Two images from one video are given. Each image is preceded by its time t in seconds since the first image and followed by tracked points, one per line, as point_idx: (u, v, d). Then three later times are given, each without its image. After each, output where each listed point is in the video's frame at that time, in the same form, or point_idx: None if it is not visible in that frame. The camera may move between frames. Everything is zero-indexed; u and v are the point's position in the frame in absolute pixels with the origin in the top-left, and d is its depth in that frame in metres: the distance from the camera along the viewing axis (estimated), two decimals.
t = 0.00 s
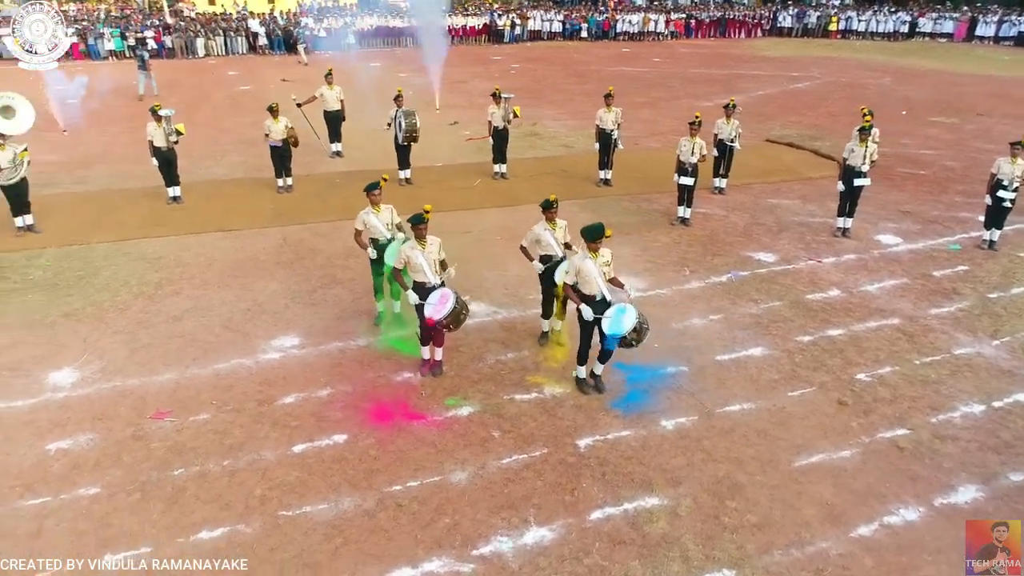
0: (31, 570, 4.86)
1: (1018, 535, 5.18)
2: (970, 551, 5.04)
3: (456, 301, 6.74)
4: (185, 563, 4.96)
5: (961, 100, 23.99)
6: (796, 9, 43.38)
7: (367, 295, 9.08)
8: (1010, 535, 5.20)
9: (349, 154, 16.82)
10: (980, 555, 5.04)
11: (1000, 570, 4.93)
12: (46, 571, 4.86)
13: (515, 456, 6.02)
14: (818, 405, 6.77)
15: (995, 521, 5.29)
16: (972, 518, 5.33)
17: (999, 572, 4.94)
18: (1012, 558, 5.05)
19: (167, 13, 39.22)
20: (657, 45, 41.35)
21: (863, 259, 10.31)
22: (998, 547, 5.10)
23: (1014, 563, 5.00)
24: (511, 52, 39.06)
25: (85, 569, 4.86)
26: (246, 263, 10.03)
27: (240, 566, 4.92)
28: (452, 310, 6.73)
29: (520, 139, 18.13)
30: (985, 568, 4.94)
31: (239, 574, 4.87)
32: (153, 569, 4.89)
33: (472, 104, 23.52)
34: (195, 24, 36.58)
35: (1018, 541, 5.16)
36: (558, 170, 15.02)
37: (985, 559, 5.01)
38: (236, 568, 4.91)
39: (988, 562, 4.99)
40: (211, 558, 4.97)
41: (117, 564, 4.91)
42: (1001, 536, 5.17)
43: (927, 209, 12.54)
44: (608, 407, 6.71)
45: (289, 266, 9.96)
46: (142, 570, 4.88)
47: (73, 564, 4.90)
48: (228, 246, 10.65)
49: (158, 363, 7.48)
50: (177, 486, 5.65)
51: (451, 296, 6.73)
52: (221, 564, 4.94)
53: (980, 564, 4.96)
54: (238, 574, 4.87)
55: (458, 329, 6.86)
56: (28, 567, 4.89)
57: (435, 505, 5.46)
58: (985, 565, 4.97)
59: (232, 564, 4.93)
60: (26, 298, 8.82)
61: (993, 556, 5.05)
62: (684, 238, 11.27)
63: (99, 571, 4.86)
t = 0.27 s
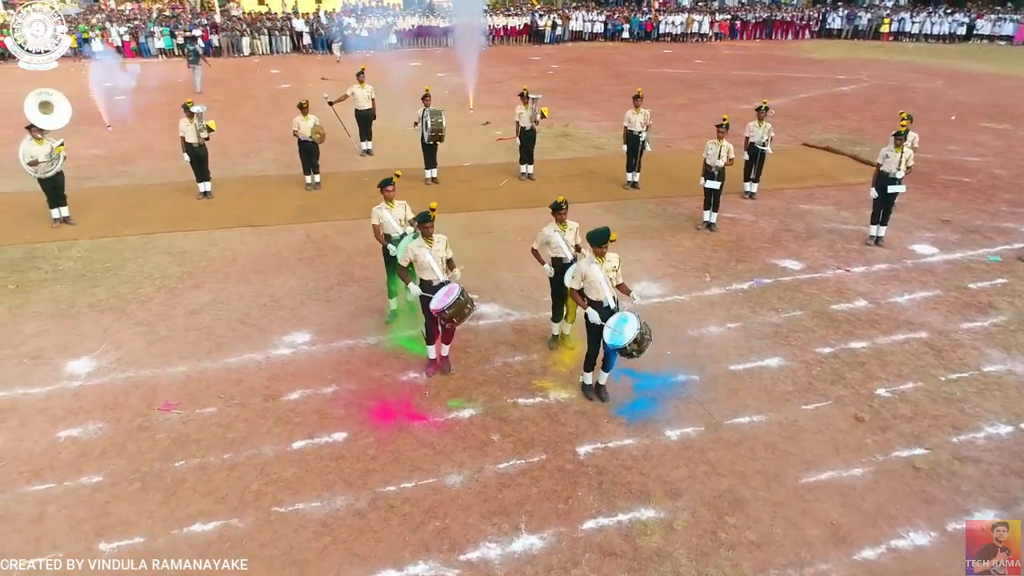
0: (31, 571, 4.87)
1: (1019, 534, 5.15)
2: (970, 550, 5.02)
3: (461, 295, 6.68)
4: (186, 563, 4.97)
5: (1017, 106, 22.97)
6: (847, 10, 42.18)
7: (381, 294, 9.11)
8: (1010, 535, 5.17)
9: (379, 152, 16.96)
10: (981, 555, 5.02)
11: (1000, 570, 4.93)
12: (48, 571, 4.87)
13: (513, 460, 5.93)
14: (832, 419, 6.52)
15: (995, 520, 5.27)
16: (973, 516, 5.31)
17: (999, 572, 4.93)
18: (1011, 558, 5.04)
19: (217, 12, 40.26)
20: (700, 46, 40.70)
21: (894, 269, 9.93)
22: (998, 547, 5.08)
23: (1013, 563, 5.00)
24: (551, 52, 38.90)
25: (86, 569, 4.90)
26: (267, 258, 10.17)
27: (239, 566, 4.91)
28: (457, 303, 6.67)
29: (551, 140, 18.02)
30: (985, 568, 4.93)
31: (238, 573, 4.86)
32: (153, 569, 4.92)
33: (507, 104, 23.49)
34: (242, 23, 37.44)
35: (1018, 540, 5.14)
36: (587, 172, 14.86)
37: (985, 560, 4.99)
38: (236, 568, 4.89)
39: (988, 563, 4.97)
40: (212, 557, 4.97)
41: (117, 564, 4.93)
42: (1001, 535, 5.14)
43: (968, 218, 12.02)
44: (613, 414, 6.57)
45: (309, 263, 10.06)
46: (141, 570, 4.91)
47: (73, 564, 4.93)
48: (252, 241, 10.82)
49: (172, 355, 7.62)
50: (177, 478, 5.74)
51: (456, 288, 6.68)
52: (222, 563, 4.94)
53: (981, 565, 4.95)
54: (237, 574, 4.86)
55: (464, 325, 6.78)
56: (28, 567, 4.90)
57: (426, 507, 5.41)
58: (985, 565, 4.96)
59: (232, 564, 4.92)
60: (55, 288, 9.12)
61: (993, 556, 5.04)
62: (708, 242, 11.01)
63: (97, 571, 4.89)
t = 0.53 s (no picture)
0: (31, 571, 4.89)
1: (1018, 535, 5.19)
2: (971, 550, 5.04)
3: (451, 306, 6.68)
4: (187, 563, 4.99)
5: None
6: (876, 11, 41.37)
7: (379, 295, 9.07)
8: (1010, 535, 5.21)
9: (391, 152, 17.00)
10: (981, 554, 5.04)
11: (1000, 570, 4.97)
12: (46, 571, 4.90)
13: (496, 468, 5.85)
14: (828, 433, 6.32)
15: (995, 521, 5.30)
16: (974, 517, 5.33)
17: (998, 572, 4.97)
18: (1011, 558, 5.07)
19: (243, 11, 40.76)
20: (724, 47, 40.20)
21: (905, 277, 9.66)
22: (998, 548, 5.11)
23: (1013, 563, 5.04)
24: (572, 53, 38.71)
25: (85, 569, 4.92)
26: (270, 258, 10.20)
27: (240, 566, 4.93)
28: (446, 314, 6.68)
29: (564, 141, 17.89)
30: (986, 568, 4.96)
31: (238, 573, 4.88)
32: (153, 569, 4.93)
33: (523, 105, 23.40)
34: (265, 23, 37.86)
35: (1017, 540, 5.17)
36: (597, 174, 14.71)
37: (986, 560, 5.01)
38: (236, 568, 4.91)
39: (989, 563, 5.00)
40: (212, 557, 4.98)
41: (117, 564, 4.95)
42: (1001, 536, 5.18)
43: (987, 225, 11.66)
44: (601, 422, 6.45)
45: (310, 262, 10.07)
46: (141, 571, 4.92)
47: (73, 564, 4.95)
48: (257, 240, 10.88)
49: (166, 353, 7.67)
50: (159, 478, 5.76)
51: (446, 299, 6.66)
52: (222, 564, 4.95)
53: (981, 564, 4.96)
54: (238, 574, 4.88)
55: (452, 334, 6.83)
56: (28, 567, 4.92)
57: (403, 514, 5.36)
58: (985, 565, 4.98)
59: (232, 564, 4.94)
60: (61, 285, 9.25)
61: (993, 555, 5.07)
62: (715, 247, 10.79)
63: (96, 572, 4.90)
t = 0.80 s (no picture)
0: (31, 571, 4.91)
1: (1018, 535, 5.18)
2: (969, 550, 5.04)
3: (440, 312, 6.55)
4: (186, 563, 4.99)
5: None
6: (904, 12, 40.57)
7: (374, 298, 9.00)
8: (1010, 535, 5.20)
9: (400, 153, 16.97)
10: (980, 554, 5.04)
11: (1000, 570, 4.94)
12: (46, 571, 4.91)
13: (477, 479, 5.73)
14: (822, 449, 6.12)
15: (995, 521, 5.29)
16: (973, 518, 5.33)
17: (998, 572, 4.95)
18: (1011, 557, 5.05)
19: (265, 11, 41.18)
20: (746, 49, 39.69)
21: (915, 287, 9.37)
22: (998, 548, 5.10)
23: (1014, 563, 5.00)
24: (591, 54, 38.48)
25: (85, 569, 4.93)
26: (270, 259, 10.20)
27: (240, 566, 4.93)
28: (435, 318, 6.53)
29: (575, 144, 17.72)
30: (985, 568, 4.94)
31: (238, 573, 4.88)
32: (152, 569, 4.93)
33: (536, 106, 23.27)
34: (285, 23, 38.16)
35: (1018, 540, 5.16)
36: (606, 177, 14.53)
37: (985, 560, 5.00)
38: (237, 569, 4.91)
39: (988, 563, 4.98)
40: (213, 557, 4.98)
41: (117, 564, 4.95)
42: (1001, 536, 5.17)
43: (1006, 234, 11.30)
44: (587, 434, 6.30)
45: (310, 264, 10.04)
46: (140, 571, 4.91)
47: (73, 564, 4.96)
48: (259, 240, 10.88)
49: (158, 354, 7.67)
50: (139, 481, 5.73)
51: (434, 305, 6.55)
52: (222, 564, 4.95)
53: (981, 565, 4.96)
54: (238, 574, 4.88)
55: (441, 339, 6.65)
56: (28, 568, 4.93)
57: (379, 524, 5.27)
58: (985, 565, 4.97)
59: (232, 564, 4.94)
60: (62, 283, 9.31)
61: (992, 555, 5.06)
62: (721, 254, 10.57)
63: (96, 572, 4.91)
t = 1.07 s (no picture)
0: (31, 571, 4.94)
1: (1018, 536, 5.21)
2: (970, 551, 5.07)
3: (428, 310, 6.42)
4: (187, 562, 5.03)
5: None
6: (942, 14, 39.44)
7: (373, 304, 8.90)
8: (1010, 535, 5.23)
9: (415, 155, 16.91)
10: (981, 554, 5.07)
11: (1000, 570, 4.99)
12: (46, 572, 4.94)
13: (458, 496, 5.58)
14: (822, 475, 5.84)
15: (996, 521, 5.33)
16: (974, 518, 5.37)
17: (998, 572, 4.99)
18: (1011, 558, 5.09)
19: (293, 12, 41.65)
20: (776, 51, 38.93)
21: (935, 303, 8.97)
22: (998, 548, 5.13)
23: (1013, 563, 5.05)
24: (617, 56, 38.11)
25: (85, 568, 4.96)
26: (273, 261, 10.17)
27: (240, 566, 4.96)
28: (424, 318, 6.40)
29: (592, 148, 17.48)
30: (985, 568, 4.99)
31: (237, 573, 4.92)
32: (153, 569, 4.96)
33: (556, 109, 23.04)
34: (312, 24, 38.51)
35: (1018, 541, 5.19)
36: (620, 182, 14.27)
37: (985, 560, 5.04)
38: (238, 568, 4.95)
39: (988, 563, 5.03)
40: (212, 558, 5.02)
41: (117, 564, 4.98)
42: (1001, 536, 5.20)
43: None
44: (576, 451, 6.11)
45: (312, 267, 9.99)
46: (141, 570, 4.95)
47: (73, 564, 4.99)
48: (266, 242, 10.87)
49: (153, 357, 7.65)
50: (119, 488, 5.68)
51: (422, 304, 6.42)
52: (222, 564, 4.99)
53: (981, 565, 5.00)
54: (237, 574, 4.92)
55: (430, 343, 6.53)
56: (28, 567, 4.97)
57: (353, 540, 5.15)
58: (985, 565, 5.02)
59: (232, 564, 4.97)
60: (68, 283, 9.40)
61: (993, 556, 5.09)
62: (732, 264, 10.26)
63: (96, 572, 4.94)
